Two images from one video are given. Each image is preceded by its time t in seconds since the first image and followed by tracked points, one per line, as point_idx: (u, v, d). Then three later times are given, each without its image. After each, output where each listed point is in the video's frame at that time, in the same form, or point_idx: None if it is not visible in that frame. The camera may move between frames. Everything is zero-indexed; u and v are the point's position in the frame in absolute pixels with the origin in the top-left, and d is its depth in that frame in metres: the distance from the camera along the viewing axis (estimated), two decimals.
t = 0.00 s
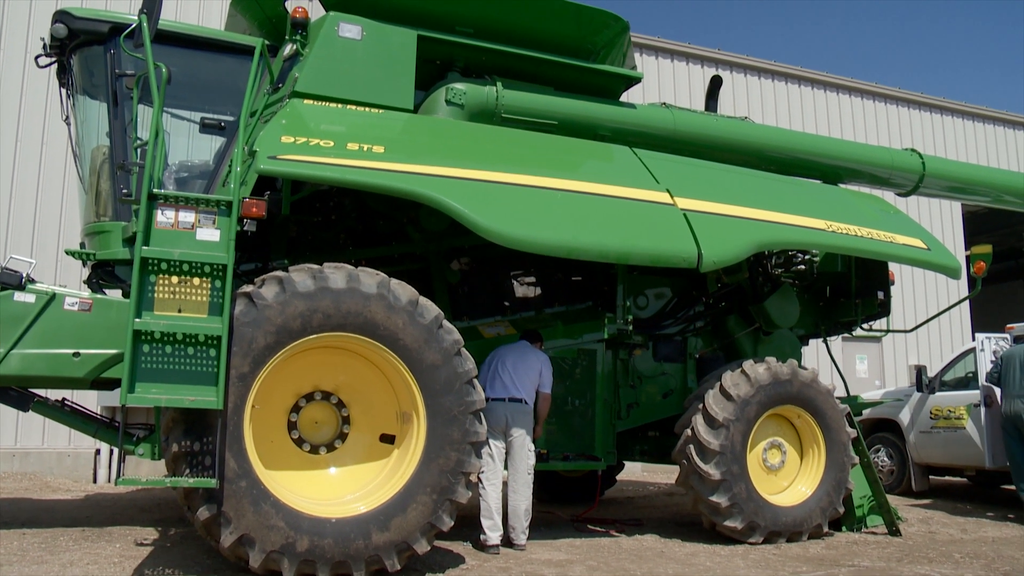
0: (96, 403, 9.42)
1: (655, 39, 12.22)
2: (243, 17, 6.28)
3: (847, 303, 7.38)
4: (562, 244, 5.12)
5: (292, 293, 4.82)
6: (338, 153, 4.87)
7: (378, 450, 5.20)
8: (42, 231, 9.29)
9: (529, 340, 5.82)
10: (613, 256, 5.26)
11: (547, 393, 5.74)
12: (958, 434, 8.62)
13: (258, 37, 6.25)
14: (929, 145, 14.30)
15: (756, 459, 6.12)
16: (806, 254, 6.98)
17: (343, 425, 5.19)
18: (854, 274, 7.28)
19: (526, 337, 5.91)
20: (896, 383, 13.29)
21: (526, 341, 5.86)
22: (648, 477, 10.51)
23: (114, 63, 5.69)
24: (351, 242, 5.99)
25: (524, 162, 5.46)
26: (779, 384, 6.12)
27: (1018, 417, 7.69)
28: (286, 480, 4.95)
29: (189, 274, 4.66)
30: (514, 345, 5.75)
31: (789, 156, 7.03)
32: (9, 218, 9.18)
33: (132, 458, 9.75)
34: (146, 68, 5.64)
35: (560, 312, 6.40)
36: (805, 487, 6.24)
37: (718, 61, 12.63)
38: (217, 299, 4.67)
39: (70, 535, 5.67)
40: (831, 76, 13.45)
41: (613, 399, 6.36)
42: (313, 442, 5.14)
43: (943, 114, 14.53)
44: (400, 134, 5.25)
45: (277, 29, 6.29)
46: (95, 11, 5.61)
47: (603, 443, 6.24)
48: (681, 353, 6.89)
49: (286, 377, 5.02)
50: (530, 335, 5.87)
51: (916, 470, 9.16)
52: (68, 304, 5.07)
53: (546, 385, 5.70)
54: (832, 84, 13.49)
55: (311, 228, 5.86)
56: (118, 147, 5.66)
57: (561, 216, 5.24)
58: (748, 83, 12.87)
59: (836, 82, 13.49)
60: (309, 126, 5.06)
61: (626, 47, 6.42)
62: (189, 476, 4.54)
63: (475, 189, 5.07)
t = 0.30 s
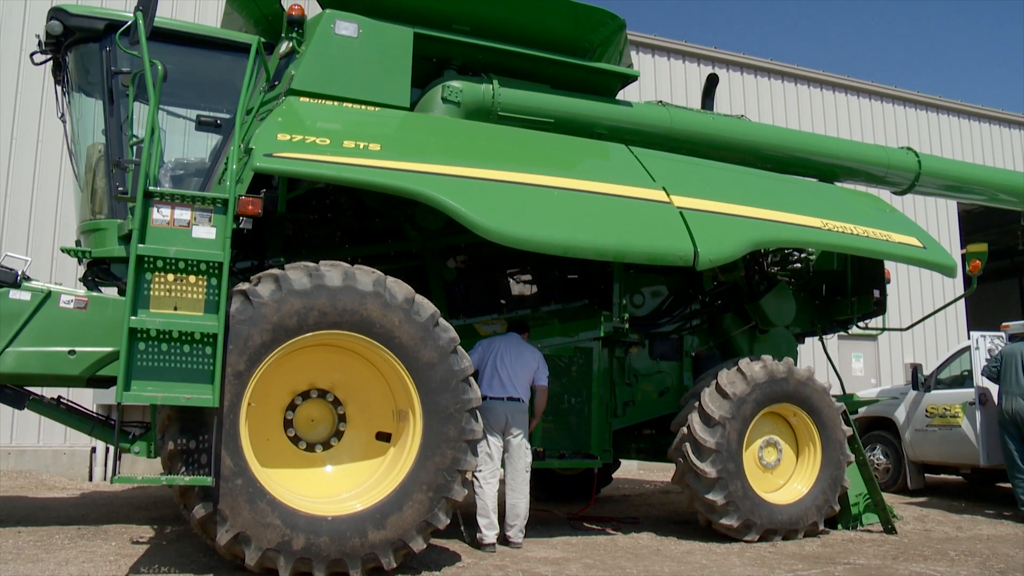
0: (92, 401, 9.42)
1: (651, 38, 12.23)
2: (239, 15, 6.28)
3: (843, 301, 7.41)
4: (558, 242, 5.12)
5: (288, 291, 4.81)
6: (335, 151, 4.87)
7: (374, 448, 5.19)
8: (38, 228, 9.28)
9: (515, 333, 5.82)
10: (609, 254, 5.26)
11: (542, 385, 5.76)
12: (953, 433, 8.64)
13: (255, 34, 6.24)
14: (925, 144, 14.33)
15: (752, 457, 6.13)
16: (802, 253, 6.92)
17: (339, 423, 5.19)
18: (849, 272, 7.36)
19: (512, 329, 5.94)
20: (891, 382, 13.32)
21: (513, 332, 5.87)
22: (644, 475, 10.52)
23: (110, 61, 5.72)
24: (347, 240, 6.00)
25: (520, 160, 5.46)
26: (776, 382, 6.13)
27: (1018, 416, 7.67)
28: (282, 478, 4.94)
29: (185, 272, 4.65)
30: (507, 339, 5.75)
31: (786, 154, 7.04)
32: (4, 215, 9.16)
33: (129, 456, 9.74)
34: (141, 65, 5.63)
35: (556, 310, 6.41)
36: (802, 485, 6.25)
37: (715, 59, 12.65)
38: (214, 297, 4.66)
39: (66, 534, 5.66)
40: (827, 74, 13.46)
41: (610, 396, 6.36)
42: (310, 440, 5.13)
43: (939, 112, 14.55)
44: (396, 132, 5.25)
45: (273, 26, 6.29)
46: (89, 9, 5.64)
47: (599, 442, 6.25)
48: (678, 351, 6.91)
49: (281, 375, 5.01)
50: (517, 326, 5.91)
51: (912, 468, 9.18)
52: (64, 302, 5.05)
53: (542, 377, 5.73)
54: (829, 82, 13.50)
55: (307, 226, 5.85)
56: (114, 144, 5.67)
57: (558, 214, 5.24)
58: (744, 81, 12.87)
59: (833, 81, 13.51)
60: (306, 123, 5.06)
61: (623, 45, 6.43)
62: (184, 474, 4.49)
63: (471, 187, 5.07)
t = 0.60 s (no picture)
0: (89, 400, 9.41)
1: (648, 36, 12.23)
2: (236, 13, 6.27)
3: (840, 300, 7.42)
4: (555, 240, 5.12)
5: (285, 289, 4.80)
6: (332, 149, 4.86)
7: (371, 447, 5.19)
8: (34, 227, 9.27)
9: (502, 327, 5.78)
10: (606, 252, 5.26)
11: (536, 379, 5.74)
12: (950, 431, 8.65)
13: (251, 33, 6.24)
14: (921, 143, 14.34)
15: (749, 456, 6.14)
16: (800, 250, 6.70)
17: (336, 422, 5.19)
18: (846, 270, 7.36)
19: (495, 322, 5.90)
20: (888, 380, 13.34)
21: (497, 327, 5.85)
22: (641, 474, 10.53)
23: (107, 59, 5.67)
24: (344, 238, 6.00)
25: (517, 159, 5.45)
26: (773, 381, 6.13)
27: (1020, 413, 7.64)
28: (279, 476, 4.93)
29: (182, 270, 4.64)
30: (500, 337, 5.72)
31: (782, 153, 7.05)
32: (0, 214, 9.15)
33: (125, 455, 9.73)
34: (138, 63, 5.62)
35: (553, 309, 6.41)
36: (799, 484, 6.25)
37: (711, 58, 12.65)
38: (210, 295, 4.68)
39: (62, 532, 5.65)
40: (824, 73, 13.47)
41: (608, 395, 6.36)
42: (306, 439, 5.13)
43: (935, 111, 14.56)
44: (393, 131, 5.24)
45: (270, 24, 6.29)
46: (85, 6, 5.64)
47: (596, 440, 6.25)
48: (675, 350, 6.91)
49: (278, 373, 5.01)
50: (500, 319, 5.87)
51: (909, 467, 9.20)
52: (61, 300, 5.04)
53: (535, 372, 5.70)
54: (825, 81, 13.51)
55: (304, 225, 5.84)
56: (110, 142, 5.65)
57: (555, 213, 5.24)
58: (741, 79, 12.88)
59: (829, 80, 13.51)
60: (303, 122, 5.05)
61: (619, 44, 6.42)
62: (181, 472, 4.51)
63: (468, 186, 5.06)
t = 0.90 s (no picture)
0: (87, 399, 9.40)
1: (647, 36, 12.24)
2: (235, 13, 6.27)
3: (838, 300, 7.43)
4: (553, 240, 5.12)
5: (284, 289, 4.80)
6: (331, 149, 4.86)
7: (370, 446, 5.19)
8: (32, 226, 9.26)
9: (496, 326, 5.77)
10: (604, 252, 5.27)
11: (530, 378, 5.78)
12: (948, 430, 8.67)
13: (250, 32, 6.24)
14: (919, 142, 14.35)
15: (747, 455, 6.14)
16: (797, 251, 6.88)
17: (334, 421, 5.18)
18: (845, 270, 7.37)
19: (489, 321, 5.90)
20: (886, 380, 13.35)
21: (491, 325, 5.83)
22: (640, 474, 10.54)
23: (105, 58, 5.65)
24: (343, 238, 5.99)
25: (515, 158, 5.45)
26: (771, 380, 6.14)
27: (1009, 407, 7.65)
28: (277, 475, 4.93)
29: (180, 269, 4.64)
30: (495, 336, 5.71)
31: (781, 152, 7.05)
32: None
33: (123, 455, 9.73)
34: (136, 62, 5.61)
35: (551, 308, 6.42)
36: (797, 483, 6.26)
37: (709, 57, 12.66)
38: (209, 295, 4.66)
39: (60, 532, 5.65)
40: (822, 73, 13.48)
41: (605, 395, 6.38)
42: (304, 438, 5.13)
43: (934, 111, 14.57)
44: (392, 130, 5.24)
45: (268, 24, 6.29)
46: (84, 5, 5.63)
47: (594, 439, 6.27)
48: (672, 349, 6.93)
49: (276, 373, 5.00)
50: (494, 316, 5.87)
51: (907, 466, 9.20)
52: (58, 299, 5.03)
53: (530, 371, 5.74)
54: (824, 81, 13.52)
55: (303, 224, 5.84)
56: (108, 141, 5.64)
57: (553, 212, 5.24)
58: (740, 79, 12.88)
59: (828, 79, 13.52)
60: (301, 121, 5.05)
61: (618, 43, 6.42)
62: (179, 472, 4.49)
63: (467, 185, 5.06)
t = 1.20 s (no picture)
0: (86, 399, 9.41)
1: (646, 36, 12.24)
2: (234, 13, 6.27)
3: (838, 300, 7.43)
4: (553, 239, 5.12)
5: (283, 289, 4.80)
6: (330, 149, 4.86)
7: (369, 446, 5.19)
8: (31, 226, 9.26)
9: (495, 326, 5.77)
10: (604, 252, 5.27)
11: (529, 378, 5.77)
12: (947, 430, 8.66)
13: (250, 32, 6.24)
14: (919, 142, 14.36)
15: (747, 455, 6.14)
16: (796, 250, 6.72)
17: (334, 421, 5.18)
18: (844, 270, 7.38)
19: (488, 321, 5.90)
20: (886, 380, 13.35)
21: (490, 326, 5.83)
22: (639, 474, 10.54)
23: (104, 58, 5.65)
24: (342, 238, 5.99)
25: (515, 158, 5.46)
26: (771, 380, 6.14)
27: (998, 404, 7.68)
28: (277, 475, 4.93)
29: (180, 269, 4.63)
30: (494, 336, 5.70)
31: (780, 152, 7.05)
32: None
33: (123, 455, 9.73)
34: (136, 62, 5.61)
35: (551, 308, 6.41)
36: (797, 483, 6.26)
37: (709, 57, 12.67)
38: (208, 295, 4.66)
39: (60, 532, 5.65)
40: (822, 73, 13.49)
41: (605, 395, 6.39)
42: (303, 438, 5.13)
43: (934, 111, 14.58)
44: (391, 130, 5.24)
45: (268, 24, 6.29)
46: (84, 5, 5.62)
47: (594, 439, 6.27)
48: (671, 350, 6.94)
49: (276, 372, 5.00)
50: (494, 316, 5.87)
51: (906, 466, 9.21)
52: (57, 299, 5.03)
53: (529, 371, 5.73)
54: (824, 81, 13.52)
55: (302, 224, 5.84)
56: (108, 141, 5.64)
57: (553, 212, 5.24)
58: (739, 79, 12.89)
59: (828, 79, 13.52)
60: (301, 121, 5.05)
61: (618, 43, 6.42)
62: (179, 472, 4.49)
63: (466, 185, 5.06)
